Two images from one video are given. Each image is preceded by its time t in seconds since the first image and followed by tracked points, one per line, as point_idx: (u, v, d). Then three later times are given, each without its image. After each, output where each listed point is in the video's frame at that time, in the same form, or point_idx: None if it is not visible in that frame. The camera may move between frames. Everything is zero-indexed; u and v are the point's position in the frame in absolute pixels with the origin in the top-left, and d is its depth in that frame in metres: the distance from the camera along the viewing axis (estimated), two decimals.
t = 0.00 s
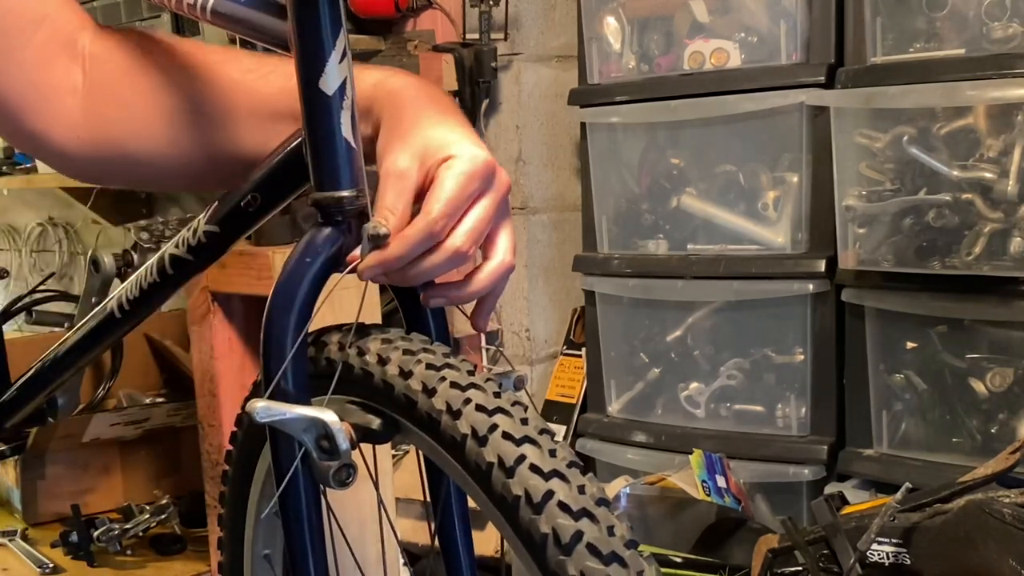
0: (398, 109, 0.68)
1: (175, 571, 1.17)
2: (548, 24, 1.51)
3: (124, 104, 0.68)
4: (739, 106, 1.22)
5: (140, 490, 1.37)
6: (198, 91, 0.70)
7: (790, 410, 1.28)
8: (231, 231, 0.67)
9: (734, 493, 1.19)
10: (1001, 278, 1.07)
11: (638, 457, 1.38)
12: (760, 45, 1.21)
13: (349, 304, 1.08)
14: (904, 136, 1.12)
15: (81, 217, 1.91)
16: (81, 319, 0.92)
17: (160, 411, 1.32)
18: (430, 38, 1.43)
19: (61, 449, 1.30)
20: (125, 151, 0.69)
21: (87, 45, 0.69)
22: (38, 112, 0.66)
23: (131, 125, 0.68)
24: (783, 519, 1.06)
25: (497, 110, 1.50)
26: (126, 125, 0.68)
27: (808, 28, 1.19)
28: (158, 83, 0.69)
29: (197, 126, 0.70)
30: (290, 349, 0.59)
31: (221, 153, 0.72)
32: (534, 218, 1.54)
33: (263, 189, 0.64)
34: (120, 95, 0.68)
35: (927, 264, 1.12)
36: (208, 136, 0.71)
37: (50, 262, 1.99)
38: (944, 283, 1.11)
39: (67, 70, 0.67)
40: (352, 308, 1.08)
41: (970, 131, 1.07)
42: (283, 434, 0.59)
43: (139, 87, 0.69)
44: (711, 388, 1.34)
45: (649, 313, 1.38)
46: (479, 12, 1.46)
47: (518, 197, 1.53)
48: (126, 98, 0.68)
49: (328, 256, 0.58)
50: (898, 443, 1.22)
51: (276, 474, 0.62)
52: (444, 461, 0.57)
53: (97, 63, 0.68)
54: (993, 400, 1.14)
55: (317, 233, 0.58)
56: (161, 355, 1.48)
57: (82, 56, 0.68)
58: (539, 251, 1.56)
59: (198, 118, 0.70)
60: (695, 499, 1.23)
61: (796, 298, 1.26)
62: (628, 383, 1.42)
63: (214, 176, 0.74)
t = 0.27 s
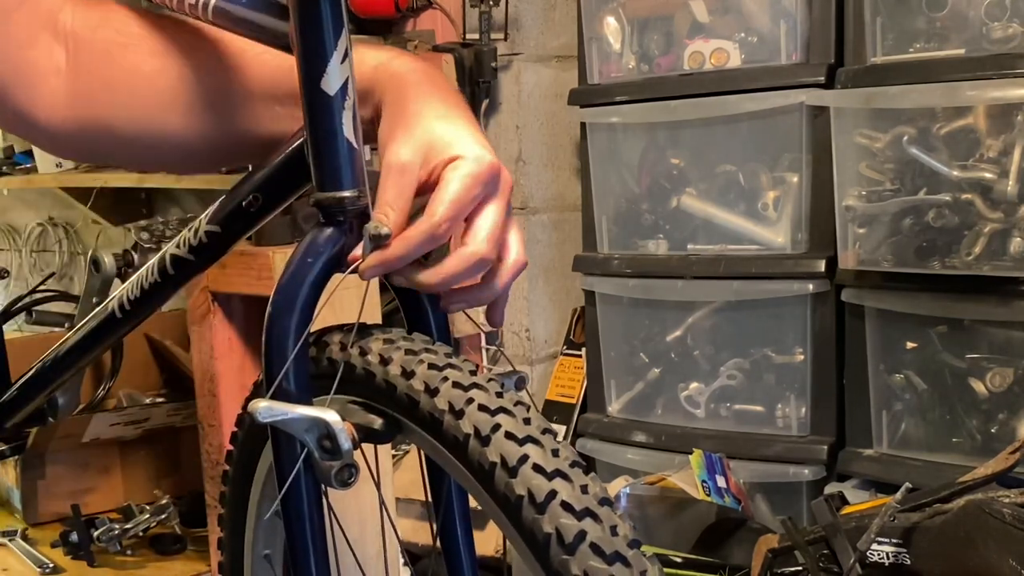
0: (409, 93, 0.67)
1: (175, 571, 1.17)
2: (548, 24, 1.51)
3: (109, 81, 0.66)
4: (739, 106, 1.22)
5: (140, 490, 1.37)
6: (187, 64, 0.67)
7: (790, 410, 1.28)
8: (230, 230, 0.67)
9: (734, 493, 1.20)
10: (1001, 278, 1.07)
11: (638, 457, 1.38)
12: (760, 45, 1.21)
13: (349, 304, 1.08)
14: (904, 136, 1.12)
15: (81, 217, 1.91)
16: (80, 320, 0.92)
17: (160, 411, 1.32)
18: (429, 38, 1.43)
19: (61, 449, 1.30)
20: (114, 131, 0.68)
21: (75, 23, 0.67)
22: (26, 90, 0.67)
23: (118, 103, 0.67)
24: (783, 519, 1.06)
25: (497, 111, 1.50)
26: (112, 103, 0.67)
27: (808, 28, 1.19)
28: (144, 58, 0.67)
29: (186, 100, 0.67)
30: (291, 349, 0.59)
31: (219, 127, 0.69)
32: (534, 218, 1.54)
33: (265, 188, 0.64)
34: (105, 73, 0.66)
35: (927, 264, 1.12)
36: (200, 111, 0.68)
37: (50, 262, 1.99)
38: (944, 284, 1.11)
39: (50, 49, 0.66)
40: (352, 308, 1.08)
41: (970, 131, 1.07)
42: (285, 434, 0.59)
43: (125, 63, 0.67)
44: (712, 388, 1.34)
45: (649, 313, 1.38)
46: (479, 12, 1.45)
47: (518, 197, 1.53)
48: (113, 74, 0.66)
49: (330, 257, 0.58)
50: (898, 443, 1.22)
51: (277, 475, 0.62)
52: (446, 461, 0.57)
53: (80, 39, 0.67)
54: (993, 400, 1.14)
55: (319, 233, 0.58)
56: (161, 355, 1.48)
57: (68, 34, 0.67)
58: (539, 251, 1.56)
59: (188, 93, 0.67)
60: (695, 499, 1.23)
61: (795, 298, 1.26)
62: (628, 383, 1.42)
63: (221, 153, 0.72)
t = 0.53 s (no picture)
0: (407, 86, 0.66)
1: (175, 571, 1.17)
2: (548, 24, 1.51)
3: (100, 71, 0.64)
4: (739, 106, 1.22)
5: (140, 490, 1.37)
6: (181, 51, 0.65)
7: (790, 410, 1.28)
8: (229, 231, 0.67)
9: (734, 493, 1.20)
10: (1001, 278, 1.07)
11: (638, 457, 1.38)
12: (760, 45, 1.21)
13: (348, 304, 1.08)
14: (904, 136, 1.12)
15: (81, 217, 1.91)
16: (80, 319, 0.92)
17: (160, 411, 1.32)
18: (429, 38, 1.42)
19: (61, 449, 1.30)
20: (105, 122, 0.65)
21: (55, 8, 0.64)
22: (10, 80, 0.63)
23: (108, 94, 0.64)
24: (783, 519, 1.06)
25: (497, 111, 1.50)
26: (103, 94, 0.64)
27: (808, 28, 1.19)
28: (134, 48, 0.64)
29: (181, 90, 0.65)
30: (289, 349, 0.59)
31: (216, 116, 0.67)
32: (534, 218, 1.54)
33: (264, 189, 0.64)
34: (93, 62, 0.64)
35: (927, 264, 1.12)
36: (198, 100, 0.66)
37: (50, 262, 1.99)
38: (943, 284, 1.11)
39: (33, 36, 0.63)
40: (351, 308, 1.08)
41: (970, 131, 1.07)
42: (283, 435, 0.59)
43: (114, 51, 0.64)
44: (711, 388, 1.34)
45: (649, 313, 1.38)
46: (479, 12, 1.45)
47: (518, 197, 1.53)
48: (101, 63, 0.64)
49: (328, 258, 0.58)
50: (898, 442, 1.22)
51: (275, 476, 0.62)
52: (444, 461, 0.57)
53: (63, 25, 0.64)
54: (993, 400, 1.14)
55: (317, 233, 0.58)
56: (161, 355, 1.48)
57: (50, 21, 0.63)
58: (539, 251, 1.56)
59: (184, 83, 0.65)
60: (695, 499, 1.23)
61: (796, 298, 1.26)
62: (628, 383, 1.42)
63: (219, 142, 0.70)
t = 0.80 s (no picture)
0: (411, 87, 0.66)
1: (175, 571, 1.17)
2: (548, 24, 1.51)
3: (99, 75, 0.63)
4: (739, 106, 1.22)
5: (140, 490, 1.37)
6: (184, 54, 0.65)
7: (790, 410, 1.28)
8: (230, 231, 0.67)
9: (734, 493, 1.18)
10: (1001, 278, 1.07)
11: (638, 457, 1.38)
12: (760, 45, 1.22)
13: (348, 304, 1.08)
14: (904, 136, 1.12)
15: (81, 217, 1.91)
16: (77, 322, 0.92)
17: (160, 411, 1.32)
18: (430, 38, 1.42)
19: (61, 449, 1.30)
20: (107, 127, 0.65)
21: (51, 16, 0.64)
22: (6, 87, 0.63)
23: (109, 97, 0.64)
24: (783, 519, 1.06)
25: (497, 111, 1.50)
26: (103, 98, 0.64)
27: (808, 29, 1.19)
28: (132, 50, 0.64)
29: (183, 92, 0.65)
30: (290, 349, 0.59)
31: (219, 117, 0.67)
32: (534, 218, 1.54)
33: (264, 189, 0.64)
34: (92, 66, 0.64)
35: (927, 264, 1.12)
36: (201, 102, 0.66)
37: (50, 262, 1.99)
38: (943, 284, 1.11)
39: (27, 41, 0.63)
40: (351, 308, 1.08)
41: (970, 131, 1.07)
42: (284, 435, 0.59)
43: (112, 55, 0.64)
44: (711, 388, 1.34)
45: (649, 313, 1.38)
46: (479, 12, 1.46)
47: (518, 197, 1.53)
48: (100, 67, 0.64)
49: (328, 258, 0.58)
50: (898, 442, 1.22)
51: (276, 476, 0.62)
52: (444, 461, 0.57)
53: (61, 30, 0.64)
54: (993, 400, 1.14)
55: (317, 233, 0.58)
56: (161, 355, 1.48)
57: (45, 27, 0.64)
58: (539, 251, 1.56)
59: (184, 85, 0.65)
60: (695, 498, 1.23)
61: (796, 298, 1.26)
62: (628, 383, 1.42)
63: (223, 147, 0.70)
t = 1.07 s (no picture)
0: (417, 86, 0.66)
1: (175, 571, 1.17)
2: (548, 24, 1.51)
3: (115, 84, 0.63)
4: (739, 106, 1.22)
5: (140, 490, 1.37)
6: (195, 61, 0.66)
7: (790, 410, 1.28)
8: (229, 231, 0.67)
9: (734, 493, 1.19)
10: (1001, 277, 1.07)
11: (638, 457, 1.38)
12: (760, 46, 1.22)
13: (349, 304, 1.08)
14: (904, 136, 1.12)
15: (81, 217, 1.91)
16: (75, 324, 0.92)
17: (160, 411, 1.32)
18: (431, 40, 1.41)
19: (61, 449, 1.30)
20: (125, 139, 0.65)
21: (60, 28, 0.64)
22: (22, 103, 0.62)
23: (125, 107, 0.64)
24: (783, 519, 1.06)
25: (497, 111, 1.50)
26: (119, 106, 0.64)
27: (808, 29, 1.19)
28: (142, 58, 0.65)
29: (197, 99, 0.66)
30: (290, 349, 0.59)
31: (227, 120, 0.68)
32: (534, 218, 1.54)
33: (264, 189, 0.64)
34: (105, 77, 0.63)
35: (927, 264, 1.12)
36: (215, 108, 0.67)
37: (50, 262, 1.99)
38: (943, 284, 1.11)
39: (43, 55, 0.62)
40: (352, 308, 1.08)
41: (970, 131, 1.07)
42: (284, 436, 0.60)
43: (128, 65, 0.64)
44: (711, 388, 1.34)
45: (650, 313, 1.38)
46: (479, 12, 1.46)
47: (518, 197, 1.53)
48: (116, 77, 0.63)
49: (328, 258, 0.58)
50: (898, 442, 1.22)
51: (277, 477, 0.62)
52: (444, 461, 0.57)
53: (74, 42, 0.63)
54: (993, 400, 1.14)
55: (318, 233, 0.58)
56: (161, 355, 1.48)
57: (59, 40, 0.63)
58: (539, 251, 1.56)
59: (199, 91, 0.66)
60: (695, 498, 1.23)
61: (796, 298, 1.26)
62: (628, 382, 1.42)
63: (234, 152, 0.71)
